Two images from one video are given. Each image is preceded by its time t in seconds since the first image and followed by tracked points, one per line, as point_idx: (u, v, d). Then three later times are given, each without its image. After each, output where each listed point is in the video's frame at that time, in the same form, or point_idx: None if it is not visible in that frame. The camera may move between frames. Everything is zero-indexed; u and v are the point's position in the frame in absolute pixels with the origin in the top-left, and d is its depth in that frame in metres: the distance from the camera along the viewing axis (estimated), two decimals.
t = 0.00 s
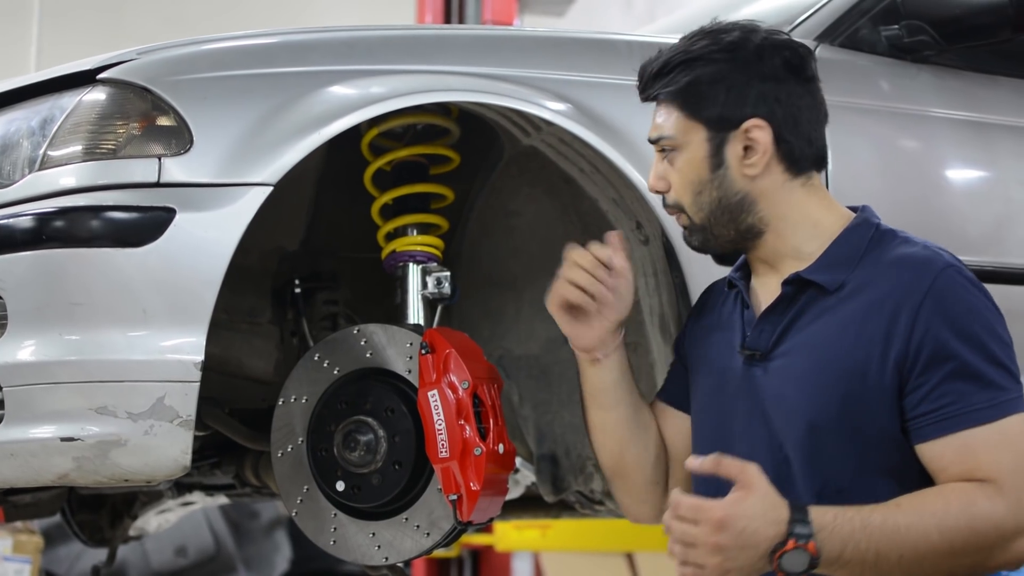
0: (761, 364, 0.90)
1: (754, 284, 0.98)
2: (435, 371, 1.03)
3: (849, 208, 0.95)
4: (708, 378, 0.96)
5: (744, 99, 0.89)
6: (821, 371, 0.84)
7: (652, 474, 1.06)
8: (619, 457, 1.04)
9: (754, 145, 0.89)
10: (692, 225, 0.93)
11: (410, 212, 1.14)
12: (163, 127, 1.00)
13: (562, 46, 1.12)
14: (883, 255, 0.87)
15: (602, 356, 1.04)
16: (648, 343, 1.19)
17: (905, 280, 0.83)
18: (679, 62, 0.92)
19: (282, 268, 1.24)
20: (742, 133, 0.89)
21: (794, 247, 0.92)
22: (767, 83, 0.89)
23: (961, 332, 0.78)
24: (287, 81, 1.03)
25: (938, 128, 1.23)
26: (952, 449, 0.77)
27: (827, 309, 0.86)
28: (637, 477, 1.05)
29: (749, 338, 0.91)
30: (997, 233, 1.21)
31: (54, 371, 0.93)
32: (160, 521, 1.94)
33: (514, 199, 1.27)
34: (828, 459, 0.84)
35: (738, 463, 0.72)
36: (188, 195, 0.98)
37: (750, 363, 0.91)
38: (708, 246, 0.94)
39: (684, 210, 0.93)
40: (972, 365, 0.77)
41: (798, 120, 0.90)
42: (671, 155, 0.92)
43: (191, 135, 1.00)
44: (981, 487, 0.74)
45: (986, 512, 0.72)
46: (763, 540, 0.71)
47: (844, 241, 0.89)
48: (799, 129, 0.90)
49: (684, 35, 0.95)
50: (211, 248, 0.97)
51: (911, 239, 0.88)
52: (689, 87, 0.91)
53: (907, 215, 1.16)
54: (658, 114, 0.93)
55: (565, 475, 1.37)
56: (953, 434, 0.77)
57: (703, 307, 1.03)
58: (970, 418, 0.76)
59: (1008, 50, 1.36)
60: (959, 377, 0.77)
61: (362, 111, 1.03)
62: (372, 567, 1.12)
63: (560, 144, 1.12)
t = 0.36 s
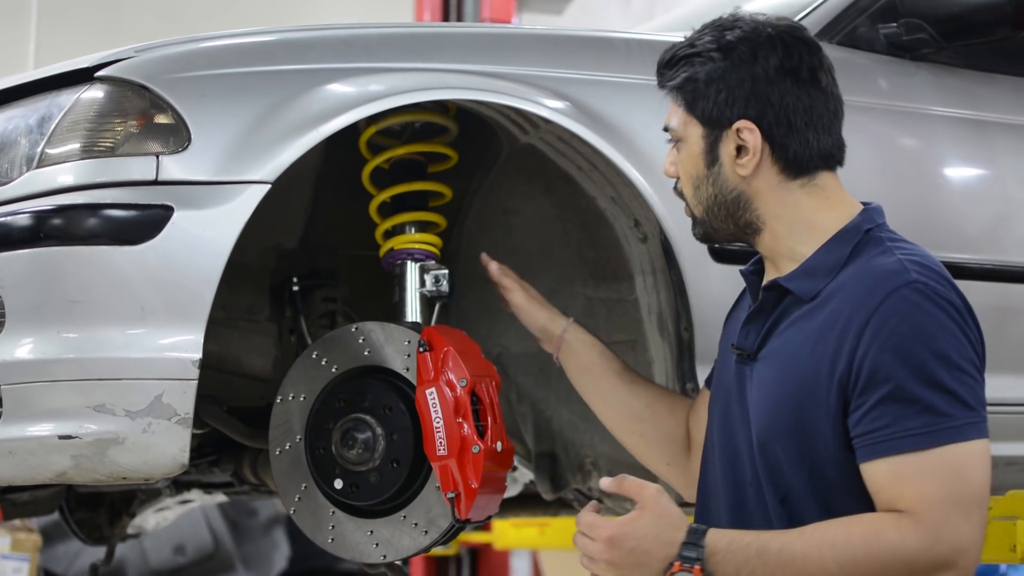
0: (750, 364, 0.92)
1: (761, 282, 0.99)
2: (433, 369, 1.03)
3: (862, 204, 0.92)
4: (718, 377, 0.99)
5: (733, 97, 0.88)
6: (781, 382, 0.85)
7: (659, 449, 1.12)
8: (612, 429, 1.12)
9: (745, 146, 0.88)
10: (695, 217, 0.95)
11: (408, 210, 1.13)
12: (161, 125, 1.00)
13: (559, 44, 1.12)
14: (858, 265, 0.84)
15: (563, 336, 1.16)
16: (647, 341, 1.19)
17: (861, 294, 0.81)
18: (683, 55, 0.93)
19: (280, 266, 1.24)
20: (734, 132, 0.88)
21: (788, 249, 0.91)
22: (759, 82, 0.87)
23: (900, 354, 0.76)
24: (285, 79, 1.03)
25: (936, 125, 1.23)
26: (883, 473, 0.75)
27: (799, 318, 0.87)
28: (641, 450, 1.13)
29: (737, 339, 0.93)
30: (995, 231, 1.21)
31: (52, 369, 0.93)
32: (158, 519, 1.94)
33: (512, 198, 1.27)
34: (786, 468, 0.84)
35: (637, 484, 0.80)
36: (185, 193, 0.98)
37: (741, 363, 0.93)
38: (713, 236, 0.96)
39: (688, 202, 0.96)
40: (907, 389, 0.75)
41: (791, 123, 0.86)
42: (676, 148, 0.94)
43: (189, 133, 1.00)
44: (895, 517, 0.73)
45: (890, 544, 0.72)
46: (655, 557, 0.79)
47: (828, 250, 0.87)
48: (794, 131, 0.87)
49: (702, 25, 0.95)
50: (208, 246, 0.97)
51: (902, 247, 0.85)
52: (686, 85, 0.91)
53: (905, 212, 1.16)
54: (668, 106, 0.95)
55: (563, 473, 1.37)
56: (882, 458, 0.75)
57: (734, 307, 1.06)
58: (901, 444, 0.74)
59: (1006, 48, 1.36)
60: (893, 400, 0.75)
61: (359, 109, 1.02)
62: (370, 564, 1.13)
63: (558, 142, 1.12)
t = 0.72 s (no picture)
0: (753, 363, 0.91)
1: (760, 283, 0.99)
2: (432, 368, 1.03)
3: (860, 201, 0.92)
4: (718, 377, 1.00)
5: (738, 93, 0.88)
6: (784, 380, 0.85)
7: (667, 451, 1.11)
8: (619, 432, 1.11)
9: (749, 142, 0.88)
10: (697, 212, 0.96)
11: (408, 209, 1.13)
12: (160, 124, 1.00)
13: (559, 43, 1.12)
14: (858, 262, 0.84)
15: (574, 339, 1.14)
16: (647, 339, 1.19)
17: (863, 291, 0.81)
18: (688, 50, 0.93)
19: (280, 265, 1.24)
20: (737, 128, 0.88)
21: (789, 246, 0.92)
22: (765, 78, 0.87)
23: (903, 349, 0.76)
24: (284, 78, 1.03)
25: (936, 124, 1.23)
26: (888, 471, 0.75)
27: (799, 317, 0.87)
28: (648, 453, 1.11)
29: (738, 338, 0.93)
30: (995, 230, 1.21)
31: (52, 368, 0.93)
32: (157, 517, 1.94)
33: (511, 196, 1.27)
34: (789, 469, 0.84)
35: (637, 500, 0.77)
36: (185, 191, 0.98)
37: (742, 363, 0.92)
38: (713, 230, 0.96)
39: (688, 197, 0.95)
40: (911, 384, 0.75)
41: (795, 119, 0.87)
42: (677, 143, 0.94)
43: (188, 132, 1.00)
44: (901, 517, 0.73)
45: (895, 544, 0.71)
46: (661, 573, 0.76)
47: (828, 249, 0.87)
48: (798, 128, 0.87)
49: (705, 20, 0.95)
50: (208, 244, 0.97)
51: (901, 244, 0.85)
52: (691, 78, 0.91)
53: (905, 211, 1.16)
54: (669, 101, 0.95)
55: (563, 472, 1.37)
56: (887, 456, 0.75)
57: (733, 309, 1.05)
58: (905, 440, 0.74)
59: (1006, 47, 1.37)
60: (897, 396, 0.75)
61: (359, 107, 1.03)
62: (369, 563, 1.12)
63: (558, 141, 1.12)
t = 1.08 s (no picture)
0: (762, 361, 0.91)
1: (762, 282, 0.99)
2: (434, 368, 1.03)
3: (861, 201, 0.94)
4: (717, 373, 1.00)
5: (758, 92, 0.88)
6: (809, 371, 0.84)
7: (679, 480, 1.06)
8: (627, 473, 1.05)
9: (767, 141, 0.88)
10: (699, 215, 0.94)
11: (409, 209, 1.14)
12: (161, 123, 1.00)
13: (560, 42, 1.12)
14: (880, 253, 0.86)
15: (589, 390, 1.04)
16: (648, 339, 1.19)
17: (894, 279, 0.81)
18: (699, 50, 0.93)
19: (281, 264, 1.24)
20: (755, 127, 0.89)
21: (800, 245, 0.92)
22: (783, 78, 0.88)
23: (944, 332, 0.77)
24: (285, 78, 1.03)
25: (937, 124, 1.23)
26: (930, 455, 0.76)
27: (820, 308, 0.87)
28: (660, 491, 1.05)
29: (750, 336, 0.93)
30: (996, 230, 1.21)
31: (52, 367, 0.93)
32: (158, 517, 1.94)
33: (512, 195, 1.27)
34: (815, 462, 0.84)
35: (700, 511, 0.72)
36: (186, 191, 0.98)
37: (752, 361, 0.92)
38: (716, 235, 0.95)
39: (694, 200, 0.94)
40: (953, 366, 0.76)
41: (812, 118, 0.88)
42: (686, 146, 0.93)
43: (189, 132, 1.00)
44: (950, 503, 0.73)
45: (950, 529, 0.71)
46: None
47: (846, 241, 0.88)
48: (814, 128, 0.88)
49: (709, 22, 0.95)
50: (209, 243, 0.97)
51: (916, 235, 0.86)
52: (706, 77, 0.91)
53: (906, 211, 1.16)
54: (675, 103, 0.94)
55: (564, 471, 1.37)
56: (931, 439, 0.75)
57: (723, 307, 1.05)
58: (951, 421, 0.75)
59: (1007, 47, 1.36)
60: (939, 379, 0.76)
61: (360, 107, 1.03)
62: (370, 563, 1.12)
63: (559, 141, 1.12)
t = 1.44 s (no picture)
0: (772, 363, 0.90)
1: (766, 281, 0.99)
2: (434, 369, 1.03)
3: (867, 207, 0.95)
4: (716, 371, 0.97)
5: (778, 92, 0.88)
6: (830, 375, 0.84)
7: (683, 507, 1.05)
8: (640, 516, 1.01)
9: (782, 142, 0.88)
10: (708, 213, 0.93)
11: (409, 210, 1.14)
12: (162, 125, 1.00)
13: (561, 44, 1.12)
14: (899, 258, 0.86)
15: (615, 462, 0.95)
16: (649, 340, 1.19)
17: (918, 286, 0.82)
18: (715, 50, 0.91)
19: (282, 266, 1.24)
20: (771, 129, 0.88)
21: (809, 249, 0.92)
22: (801, 81, 0.88)
23: (970, 340, 0.77)
24: (286, 79, 1.03)
25: (938, 126, 1.23)
26: (955, 462, 0.77)
27: (838, 313, 0.86)
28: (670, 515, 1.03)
29: (761, 337, 0.92)
30: (997, 232, 1.21)
31: (53, 369, 0.93)
32: (159, 519, 1.94)
33: (512, 197, 1.28)
34: (836, 465, 0.84)
35: (729, 506, 0.72)
36: (187, 192, 0.98)
37: (761, 363, 0.91)
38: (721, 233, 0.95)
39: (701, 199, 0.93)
40: (979, 374, 0.77)
41: (826, 122, 0.89)
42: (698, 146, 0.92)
43: (191, 133, 1.00)
44: (974, 508, 0.74)
45: (976, 534, 0.72)
46: None
47: (863, 244, 0.88)
48: (828, 131, 0.89)
49: (719, 21, 0.94)
50: (210, 245, 0.97)
51: (930, 243, 0.87)
52: (725, 78, 0.89)
53: (907, 213, 1.16)
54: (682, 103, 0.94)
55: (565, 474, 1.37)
56: (956, 447, 0.76)
57: (717, 307, 1.03)
58: (976, 430, 0.76)
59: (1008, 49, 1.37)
60: (965, 387, 0.77)
61: (361, 109, 1.03)
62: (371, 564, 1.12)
63: (559, 142, 1.12)
